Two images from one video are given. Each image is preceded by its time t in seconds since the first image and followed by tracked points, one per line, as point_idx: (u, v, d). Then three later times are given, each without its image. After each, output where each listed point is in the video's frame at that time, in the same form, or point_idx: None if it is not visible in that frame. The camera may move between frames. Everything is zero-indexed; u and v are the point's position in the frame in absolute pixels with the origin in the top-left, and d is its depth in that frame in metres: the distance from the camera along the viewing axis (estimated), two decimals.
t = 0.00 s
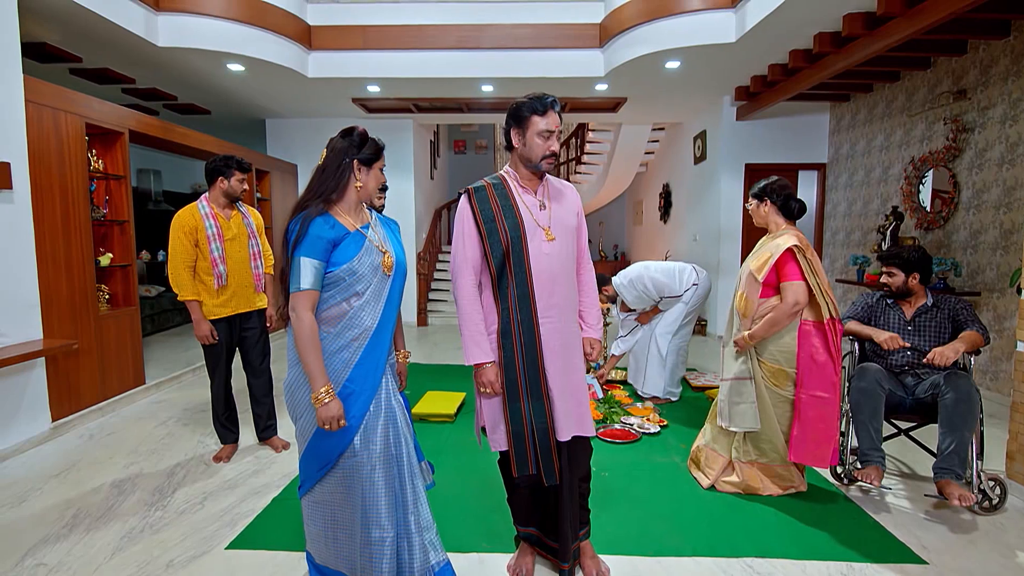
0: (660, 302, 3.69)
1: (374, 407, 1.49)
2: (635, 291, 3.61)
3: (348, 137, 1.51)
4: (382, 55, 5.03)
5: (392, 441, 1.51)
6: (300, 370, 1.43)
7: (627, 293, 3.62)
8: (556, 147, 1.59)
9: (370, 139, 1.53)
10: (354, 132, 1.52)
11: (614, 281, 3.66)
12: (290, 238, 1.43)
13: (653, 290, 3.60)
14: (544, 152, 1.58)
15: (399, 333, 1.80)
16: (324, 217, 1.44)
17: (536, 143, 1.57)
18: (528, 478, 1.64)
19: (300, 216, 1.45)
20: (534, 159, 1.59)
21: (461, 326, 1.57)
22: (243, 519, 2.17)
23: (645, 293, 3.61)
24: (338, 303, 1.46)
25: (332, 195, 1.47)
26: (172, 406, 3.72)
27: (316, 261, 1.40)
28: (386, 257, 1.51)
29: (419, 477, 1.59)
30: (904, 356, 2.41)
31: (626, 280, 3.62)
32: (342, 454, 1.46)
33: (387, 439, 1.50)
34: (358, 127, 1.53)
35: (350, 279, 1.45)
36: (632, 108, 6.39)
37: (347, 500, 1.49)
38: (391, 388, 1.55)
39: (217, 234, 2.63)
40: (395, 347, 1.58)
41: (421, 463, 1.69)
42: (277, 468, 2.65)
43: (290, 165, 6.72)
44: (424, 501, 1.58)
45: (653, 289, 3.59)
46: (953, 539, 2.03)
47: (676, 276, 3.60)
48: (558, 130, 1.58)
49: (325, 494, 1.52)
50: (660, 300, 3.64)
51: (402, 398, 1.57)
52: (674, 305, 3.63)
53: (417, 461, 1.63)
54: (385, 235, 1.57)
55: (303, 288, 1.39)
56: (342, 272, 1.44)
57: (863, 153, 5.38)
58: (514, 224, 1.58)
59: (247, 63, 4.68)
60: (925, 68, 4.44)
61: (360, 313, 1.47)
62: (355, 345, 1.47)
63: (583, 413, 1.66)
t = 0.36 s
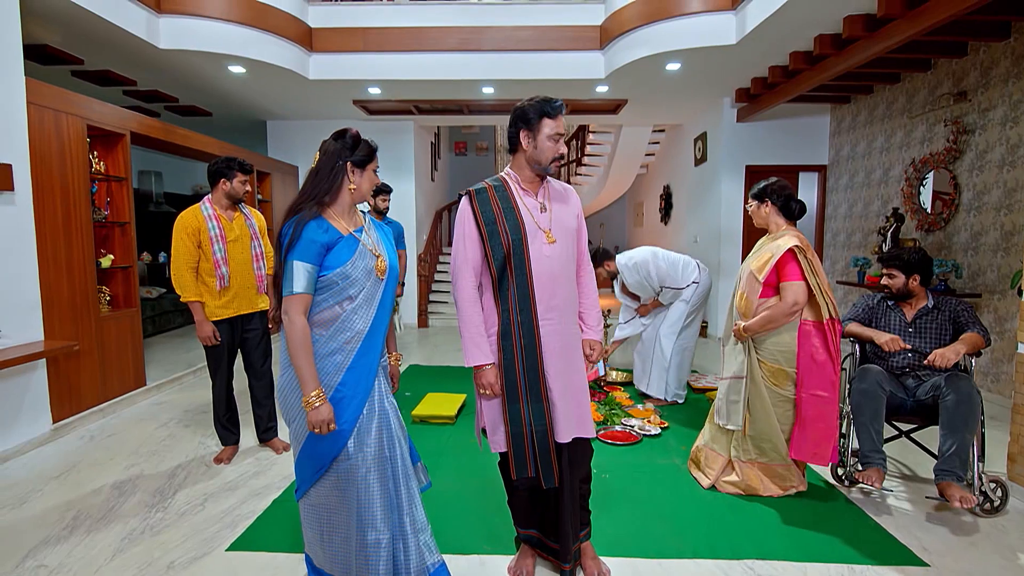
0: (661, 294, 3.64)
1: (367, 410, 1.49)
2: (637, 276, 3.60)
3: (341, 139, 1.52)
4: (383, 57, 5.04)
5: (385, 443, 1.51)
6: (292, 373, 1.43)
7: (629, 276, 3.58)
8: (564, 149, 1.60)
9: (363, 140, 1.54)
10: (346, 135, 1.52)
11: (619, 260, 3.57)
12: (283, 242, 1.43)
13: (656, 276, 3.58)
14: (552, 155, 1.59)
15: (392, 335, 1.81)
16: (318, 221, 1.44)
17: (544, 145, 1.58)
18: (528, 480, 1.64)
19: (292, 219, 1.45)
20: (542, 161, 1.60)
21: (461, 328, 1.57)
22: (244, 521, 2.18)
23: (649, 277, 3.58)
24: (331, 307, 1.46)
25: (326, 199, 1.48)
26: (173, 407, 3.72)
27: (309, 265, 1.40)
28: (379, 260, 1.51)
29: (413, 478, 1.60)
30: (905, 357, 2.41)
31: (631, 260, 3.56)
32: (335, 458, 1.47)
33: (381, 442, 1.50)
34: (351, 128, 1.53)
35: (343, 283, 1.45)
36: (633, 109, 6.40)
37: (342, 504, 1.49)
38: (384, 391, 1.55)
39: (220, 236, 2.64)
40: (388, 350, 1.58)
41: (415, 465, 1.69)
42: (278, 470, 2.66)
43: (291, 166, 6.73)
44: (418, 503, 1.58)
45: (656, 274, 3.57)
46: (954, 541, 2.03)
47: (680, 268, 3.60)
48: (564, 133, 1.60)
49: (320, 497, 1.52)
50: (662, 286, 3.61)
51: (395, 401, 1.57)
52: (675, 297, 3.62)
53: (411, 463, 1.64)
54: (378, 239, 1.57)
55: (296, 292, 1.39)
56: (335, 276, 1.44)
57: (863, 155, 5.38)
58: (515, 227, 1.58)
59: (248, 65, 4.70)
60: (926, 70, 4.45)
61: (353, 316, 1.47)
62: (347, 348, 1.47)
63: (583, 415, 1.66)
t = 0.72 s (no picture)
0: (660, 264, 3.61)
1: (361, 412, 1.50)
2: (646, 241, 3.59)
3: (332, 142, 1.51)
4: (384, 59, 5.05)
5: (380, 446, 1.51)
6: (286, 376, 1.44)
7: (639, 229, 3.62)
8: (568, 150, 1.61)
9: (355, 143, 1.54)
10: (338, 138, 1.51)
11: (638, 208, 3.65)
12: (278, 246, 1.43)
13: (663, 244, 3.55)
14: (556, 156, 1.60)
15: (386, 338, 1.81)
16: (314, 224, 1.44)
17: (547, 146, 1.59)
18: (530, 482, 1.63)
19: (288, 222, 1.45)
20: (545, 162, 1.61)
21: (463, 330, 1.57)
22: (244, 523, 2.17)
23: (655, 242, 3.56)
24: (325, 309, 1.46)
25: (322, 202, 1.48)
26: (173, 409, 3.72)
27: (303, 268, 1.41)
28: (373, 264, 1.52)
29: (408, 481, 1.60)
30: (905, 359, 2.41)
31: (647, 214, 3.60)
32: (329, 461, 1.47)
33: (375, 445, 1.50)
34: (343, 132, 1.53)
35: (337, 286, 1.45)
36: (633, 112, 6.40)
37: (337, 507, 1.50)
38: (379, 393, 1.55)
39: (223, 237, 2.64)
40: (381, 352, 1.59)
41: (410, 467, 1.70)
42: (278, 472, 2.65)
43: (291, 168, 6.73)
44: (413, 505, 1.59)
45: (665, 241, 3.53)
46: (955, 543, 2.02)
47: (686, 258, 3.60)
48: (567, 135, 1.61)
49: (315, 501, 1.52)
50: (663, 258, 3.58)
51: (389, 404, 1.58)
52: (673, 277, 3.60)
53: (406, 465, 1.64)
54: (373, 243, 1.58)
55: (290, 295, 1.40)
56: (330, 279, 1.44)
57: (863, 157, 5.39)
58: (517, 228, 1.58)
59: (249, 67, 4.71)
60: (925, 73, 4.45)
61: (346, 319, 1.48)
62: (342, 351, 1.48)
63: (585, 416, 1.67)
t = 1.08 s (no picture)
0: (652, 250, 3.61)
1: (357, 414, 1.50)
2: (651, 229, 3.61)
3: (325, 145, 1.52)
4: (384, 61, 5.06)
5: (377, 446, 1.52)
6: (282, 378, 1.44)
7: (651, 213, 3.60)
8: (571, 151, 1.62)
9: (348, 145, 1.54)
10: (331, 141, 1.53)
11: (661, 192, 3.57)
12: (273, 249, 1.43)
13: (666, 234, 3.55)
14: (560, 157, 1.60)
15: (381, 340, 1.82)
16: (310, 226, 1.45)
17: (552, 147, 1.59)
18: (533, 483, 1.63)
19: (286, 224, 1.45)
20: (550, 163, 1.61)
21: (466, 332, 1.57)
22: (244, 525, 2.17)
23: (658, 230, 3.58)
24: (321, 311, 1.47)
25: (317, 204, 1.48)
26: (173, 411, 3.72)
27: (299, 270, 1.41)
28: (370, 266, 1.52)
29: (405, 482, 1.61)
30: (905, 361, 2.41)
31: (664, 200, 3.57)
32: (326, 463, 1.47)
33: (372, 446, 1.50)
34: (335, 134, 1.54)
35: (333, 288, 1.46)
36: (632, 113, 6.41)
37: (334, 509, 1.49)
38: (375, 394, 1.56)
39: (227, 239, 2.64)
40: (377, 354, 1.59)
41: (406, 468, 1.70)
42: (278, 473, 2.66)
43: (291, 170, 6.74)
44: (410, 505, 1.59)
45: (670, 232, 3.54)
46: (955, 544, 2.02)
47: (684, 258, 3.63)
48: (570, 136, 1.62)
49: (312, 503, 1.51)
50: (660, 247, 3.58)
51: (385, 405, 1.58)
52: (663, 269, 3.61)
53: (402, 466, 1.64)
54: (370, 244, 1.58)
55: (286, 296, 1.39)
56: (326, 282, 1.44)
57: (863, 158, 5.39)
58: (521, 229, 1.58)
59: (249, 69, 4.71)
60: (924, 74, 4.46)
61: (342, 321, 1.48)
62: (338, 353, 1.48)
63: (587, 416, 1.68)
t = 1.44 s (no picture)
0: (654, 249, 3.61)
1: (359, 413, 1.50)
2: (656, 229, 3.63)
3: (324, 146, 1.52)
4: (384, 62, 5.06)
5: (380, 446, 1.52)
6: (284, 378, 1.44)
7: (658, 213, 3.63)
8: (575, 152, 1.63)
9: (347, 144, 1.54)
10: (329, 141, 1.53)
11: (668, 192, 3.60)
12: (275, 249, 1.43)
13: (668, 234, 3.56)
14: (565, 157, 1.61)
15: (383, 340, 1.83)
16: (311, 227, 1.45)
17: (557, 148, 1.60)
18: (537, 484, 1.63)
19: (287, 225, 1.45)
20: (555, 164, 1.62)
21: (470, 333, 1.57)
22: (244, 526, 2.18)
23: (662, 230, 3.59)
24: (323, 311, 1.47)
25: (318, 204, 1.48)
26: (173, 412, 3.72)
27: (301, 270, 1.41)
28: (371, 266, 1.52)
29: (407, 480, 1.61)
30: (905, 362, 2.41)
31: (670, 201, 3.58)
32: (330, 462, 1.47)
33: (375, 446, 1.50)
34: (333, 133, 1.54)
35: (335, 287, 1.46)
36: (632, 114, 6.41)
37: (337, 509, 1.50)
38: (377, 393, 1.56)
39: (229, 239, 2.64)
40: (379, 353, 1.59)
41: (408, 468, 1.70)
42: (277, 474, 2.66)
43: (291, 171, 6.74)
44: (413, 504, 1.59)
45: (673, 232, 3.55)
46: (955, 546, 2.02)
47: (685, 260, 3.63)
48: (573, 137, 1.62)
49: (315, 504, 1.51)
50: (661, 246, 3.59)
51: (387, 404, 1.58)
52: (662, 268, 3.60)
53: (404, 465, 1.64)
54: (371, 244, 1.58)
55: (288, 296, 1.40)
56: (328, 281, 1.44)
57: (862, 159, 5.40)
58: (526, 228, 1.58)
59: (249, 70, 4.72)
60: (923, 75, 4.46)
61: (345, 321, 1.48)
62: (341, 352, 1.48)
63: (589, 416, 1.69)
